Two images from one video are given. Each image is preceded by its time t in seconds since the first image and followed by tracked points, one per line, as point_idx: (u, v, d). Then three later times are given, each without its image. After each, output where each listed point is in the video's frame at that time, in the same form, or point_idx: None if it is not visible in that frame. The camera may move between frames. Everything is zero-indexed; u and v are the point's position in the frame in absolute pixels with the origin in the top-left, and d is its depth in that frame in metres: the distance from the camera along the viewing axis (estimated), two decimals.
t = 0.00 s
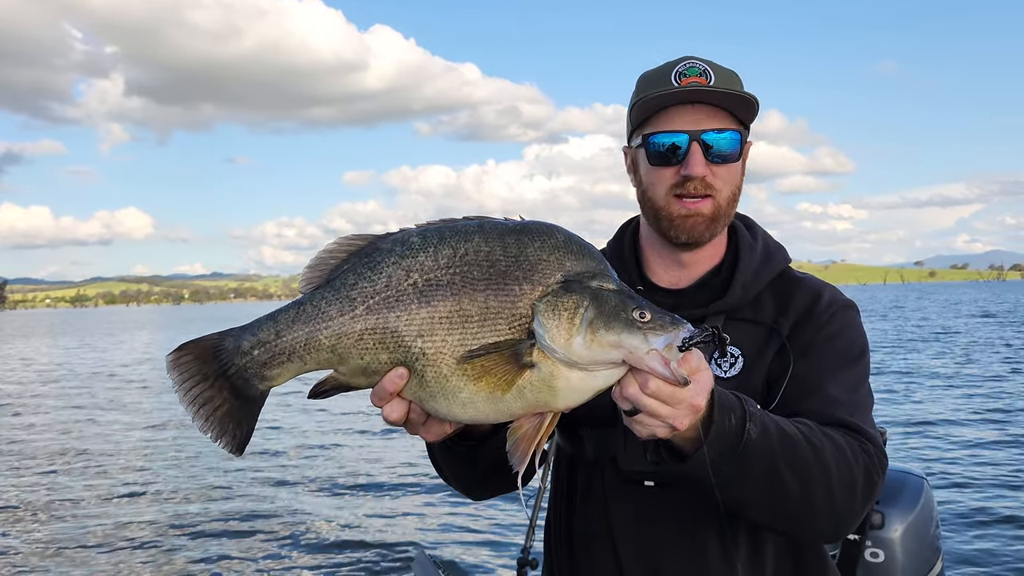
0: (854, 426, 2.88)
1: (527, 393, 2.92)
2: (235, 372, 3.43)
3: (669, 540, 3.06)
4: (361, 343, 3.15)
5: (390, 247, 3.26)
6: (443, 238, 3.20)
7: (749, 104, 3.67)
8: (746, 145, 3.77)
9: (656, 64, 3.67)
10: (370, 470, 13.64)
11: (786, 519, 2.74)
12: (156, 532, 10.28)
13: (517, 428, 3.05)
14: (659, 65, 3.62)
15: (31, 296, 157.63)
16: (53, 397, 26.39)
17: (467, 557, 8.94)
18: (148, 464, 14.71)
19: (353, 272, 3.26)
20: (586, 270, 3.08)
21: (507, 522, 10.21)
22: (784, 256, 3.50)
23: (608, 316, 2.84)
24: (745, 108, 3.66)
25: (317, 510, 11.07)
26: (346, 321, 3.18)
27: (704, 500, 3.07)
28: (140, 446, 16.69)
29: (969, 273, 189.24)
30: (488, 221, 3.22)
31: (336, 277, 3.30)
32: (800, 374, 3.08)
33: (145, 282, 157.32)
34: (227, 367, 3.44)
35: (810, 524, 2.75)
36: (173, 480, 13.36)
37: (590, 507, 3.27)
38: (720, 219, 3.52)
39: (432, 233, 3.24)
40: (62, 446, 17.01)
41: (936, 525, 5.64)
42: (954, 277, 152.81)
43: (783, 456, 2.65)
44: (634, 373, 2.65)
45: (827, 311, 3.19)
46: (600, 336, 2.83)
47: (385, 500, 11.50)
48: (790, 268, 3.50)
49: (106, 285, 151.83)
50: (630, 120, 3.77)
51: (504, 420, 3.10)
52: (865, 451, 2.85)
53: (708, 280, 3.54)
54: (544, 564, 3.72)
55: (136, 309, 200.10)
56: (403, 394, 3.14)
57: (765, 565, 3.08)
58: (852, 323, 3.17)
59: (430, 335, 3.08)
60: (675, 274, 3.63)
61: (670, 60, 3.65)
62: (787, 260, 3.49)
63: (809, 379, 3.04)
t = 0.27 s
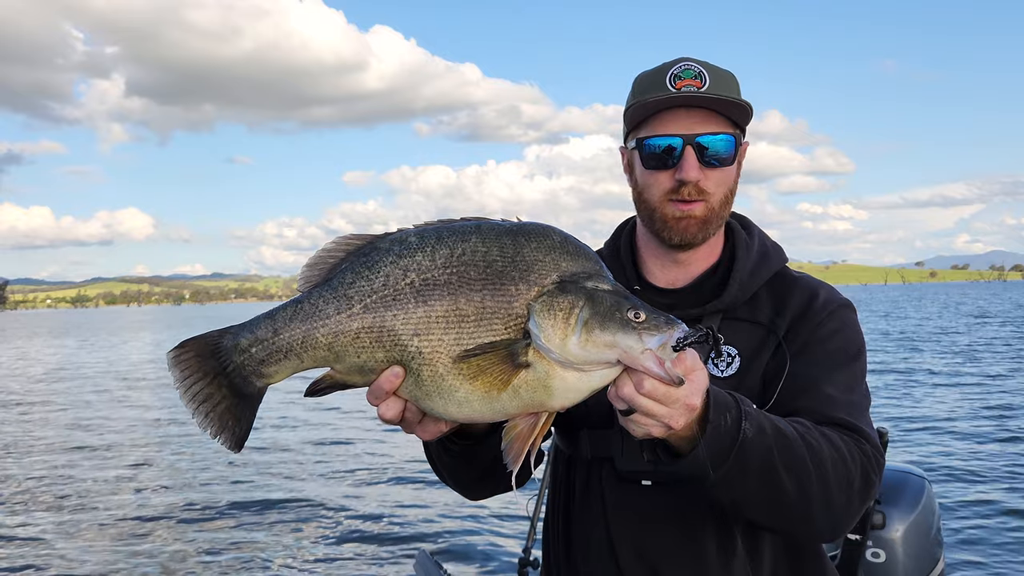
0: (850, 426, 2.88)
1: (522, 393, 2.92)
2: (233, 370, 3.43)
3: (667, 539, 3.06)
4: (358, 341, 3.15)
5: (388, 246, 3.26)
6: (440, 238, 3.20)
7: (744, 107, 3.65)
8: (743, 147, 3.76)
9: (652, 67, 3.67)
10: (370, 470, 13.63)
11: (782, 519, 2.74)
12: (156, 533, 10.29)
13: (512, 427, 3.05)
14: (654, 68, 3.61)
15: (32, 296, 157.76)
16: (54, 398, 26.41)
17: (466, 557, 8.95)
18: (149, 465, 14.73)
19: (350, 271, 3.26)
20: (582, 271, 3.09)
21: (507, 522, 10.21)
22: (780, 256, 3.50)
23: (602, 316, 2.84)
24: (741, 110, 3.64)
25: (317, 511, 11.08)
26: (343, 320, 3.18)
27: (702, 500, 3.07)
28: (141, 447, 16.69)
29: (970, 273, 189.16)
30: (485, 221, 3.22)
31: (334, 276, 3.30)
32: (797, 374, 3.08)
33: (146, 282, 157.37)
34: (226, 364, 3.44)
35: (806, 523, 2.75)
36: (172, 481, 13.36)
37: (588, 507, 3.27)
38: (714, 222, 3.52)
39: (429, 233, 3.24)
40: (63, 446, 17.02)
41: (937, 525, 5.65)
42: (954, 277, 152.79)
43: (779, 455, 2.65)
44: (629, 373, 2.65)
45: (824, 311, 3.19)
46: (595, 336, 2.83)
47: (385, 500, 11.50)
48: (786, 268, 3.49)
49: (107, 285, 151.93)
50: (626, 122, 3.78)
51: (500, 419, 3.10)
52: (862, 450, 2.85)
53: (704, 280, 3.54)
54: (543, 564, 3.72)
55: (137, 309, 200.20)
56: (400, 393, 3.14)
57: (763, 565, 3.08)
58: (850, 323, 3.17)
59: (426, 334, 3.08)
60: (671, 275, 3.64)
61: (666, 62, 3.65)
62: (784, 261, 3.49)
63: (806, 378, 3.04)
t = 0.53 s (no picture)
0: (846, 426, 2.87)
1: (516, 392, 2.91)
2: (227, 367, 3.42)
3: (661, 538, 3.05)
4: (353, 339, 3.14)
5: (383, 244, 3.25)
6: (435, 237, 3.19)
7: (738, 108, 3.61)
8: (739, 148, 3.72)
9: (646, 68, 3.68)
10: (371, 470, 13.60)
11: (776, 518, 2.72)
12: (156, 533, 10.29)
13: (506, 426, 3.04)
14: (647, 69, 3.62)
15: (34, 297, 158.08)
16: (57, 398, 26.45)
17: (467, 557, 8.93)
18: (150, 465, 14.73)
19: (345, 269, 3.25)
20: (577, 271, 3.08)
21: (507, 522, 10.20)
22: (779, 255, 3.48)
23: (597, 316, 2.83)
24: (735, 111, 3.61)
25: (317, 511, 11.07)
26: (338, 318, 3.17)
27: (697, 498, 3.06)
28: (142, 447, 16.70)
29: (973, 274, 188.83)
30: (481, 220, 3.21)
31: (329, 273, 3.29)
32: (793, 373, 3.06)
33: (148, 283, 157.56)
34: (219, 361, 3.43)
35: (799, 523, 2.73)
36: (173, 481, 13.36)
37: (584, 505, 3.26)
38: (704, 223, 3.50)
39: (425, 231, 3.23)
40: (64, 447, 17.04)
41: (940, 525, 5.62)
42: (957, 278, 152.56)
43: (773, 455, 2.64)
44: (623, 374, 2.63)
45: (821, 310, 3.17)
46: (590, 336, 2.82)
47: (385, 501, 11.49)
48: (785, 267, 3.48)
49: (109, 286, 152.12)
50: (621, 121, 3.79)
51: (493, 418, 3.09)
52: (857, 451, 2.83)
53: (701, 279, 3.53)
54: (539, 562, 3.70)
55: (139, 310, 200.46)
56: (394, 392, 3.13)
57: (758, 565, 3.06)
58: (847, 323, 3.15)
59: (421, 333, 3.07)
60: (668, 272, 3.63)
61: (659, 63, 3.65)
62: (783, 260, 3.47)
63: (803, 377, 3.02)
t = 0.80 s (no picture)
0: (846, 430, 2.85)
1: (516, 394, 2.90)
2: (222, 365, 3.41)
3: (661, 540, 3.04)
4: (350, 339, 3.14)
5: (381, 242, 3.23)
6: (434, 236, 3.17)
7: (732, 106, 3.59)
8: (736, 145, 3.70)
9: (640, 70, 3.69)
10: (373, 469, 13.60)
11: (774, 523, 2.71)
12: (159, 531, 10.29)
13: (506, 428, 3.03)
14: (640, 71, 3.63)
15: (38, 296, 158.48)
16: (60, 396, 26.49)
17: (469, 555, 8.93)
18: (153, 464, 14.74)
19: (343, 267, 3.23)
20: (580, 273, 3.07)
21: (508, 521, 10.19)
22: (785, 256, 3.47)
23: (601, 320, 2.82)
24: (728, 109, 3.58)
25: (319, 510, 11.07)
26: (335, 317, 3.15)
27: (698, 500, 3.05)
28: (145, 446, 16.72)
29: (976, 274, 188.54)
30: (480, 218, 3.19)
31: (326, 272, 3.28)
32: (795, 377, 3.05)
33: (151, 282, 157.87)
34: (214, 359, 3.42)
35: (797, 528, 2.72)
36: (176, 479, 13.37)
37: (585, 505, 3.26)
38: (704, 223, 3.48)
39: (423, 229, 3.21)
40: (67, 445, 17.06)
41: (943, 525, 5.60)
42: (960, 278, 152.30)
43: (772, 459, 2.63)
44: (626, 377, 2.62)
45: (825, 313, 3.16)
46: (593, 340, 2.81)
47: (387, 500, 11.49)
48: (791, 269, 3.46)
49: (112, 285, 152.42)
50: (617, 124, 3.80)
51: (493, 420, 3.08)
52: (856, 456, 2.82)
53: (707, 281, 3.52)
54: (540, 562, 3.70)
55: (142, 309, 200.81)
56: (392, 392, 3.12)
57: (757, 569, 3.05)
58: (851, 327, 3.14)
59: (419, 333, 3.06)
60: (671, 273, 3.61)
61: (653, 65, 3.66)
62: (788, 262, 3.46)
63: (804, 380, 3.01)
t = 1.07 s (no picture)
0: (855, 434, 2.85)
1: (526, 397, 2.90)
2: (226, 372, 3.41)
3: (671, 542, 3.04)
4: (355, 344, 3.14)
5: (384, 243, 3.23)
6: (438, 235, 3.16)
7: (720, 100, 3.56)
8: (731, 137, 3.66)
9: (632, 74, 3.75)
10: (377, 469, 13.60)
11: (781, 528, 2.70)
12: (165, 531, 10.30)
13: (516, 429, 3.03)
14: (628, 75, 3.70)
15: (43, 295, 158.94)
16: (65, 395, 26.54)
17: (475, 554, 8.94)
18: (158, 463, 14.76)
19: (346, 270, 3.23)
20: (590, 272, 3.06)
21: (513, 520, 10.21)
22: (799, 256, 3.46)
23: (614, 320, 2.81)
24: (717, 103, 3.55)
25: (324, 509, 11.08)
26: (339, 321, 3.15)
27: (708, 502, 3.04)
28: (150, 445, 16.74)
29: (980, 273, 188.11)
30: (485, 217, 3.19)
31: (329, 275, 3.28)
32: (807, 379, 3.04)
33: (155, 281, 158.24)
34: (218, 367, 3.43)
35: (805, 533, 2.71)
36: (181, 478, 13.39)
37: (596, 506, 3.25)
38: (700, 219, 3.47)
39: (427, 229, 3.20)
40: (72, 444, 17.09)
41: (947, 524, 5.59)
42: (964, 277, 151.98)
43: (779, 464, 2.62)
44: (640, 376, 2.61)
45: (838, 316, 3.15)
46: (607, 341, 2.79)
47: (392, 499, 11.49)
48: (805, 271, 3.45)
49: (116, 284, 152.72)
50: (615, 125, 3.88)
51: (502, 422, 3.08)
52: (864, 460, 2.81)
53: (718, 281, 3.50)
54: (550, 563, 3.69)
55: (146, 307, 201.26)
56: (398, 395, 3.13)
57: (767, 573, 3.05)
58: (865, 329, 3.13)
59: (425, 336, 3.07)
60: (683, 275, 3.61)
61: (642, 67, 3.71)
62: (802, 263, 3.45)
63: (815, 382, 3.00)
